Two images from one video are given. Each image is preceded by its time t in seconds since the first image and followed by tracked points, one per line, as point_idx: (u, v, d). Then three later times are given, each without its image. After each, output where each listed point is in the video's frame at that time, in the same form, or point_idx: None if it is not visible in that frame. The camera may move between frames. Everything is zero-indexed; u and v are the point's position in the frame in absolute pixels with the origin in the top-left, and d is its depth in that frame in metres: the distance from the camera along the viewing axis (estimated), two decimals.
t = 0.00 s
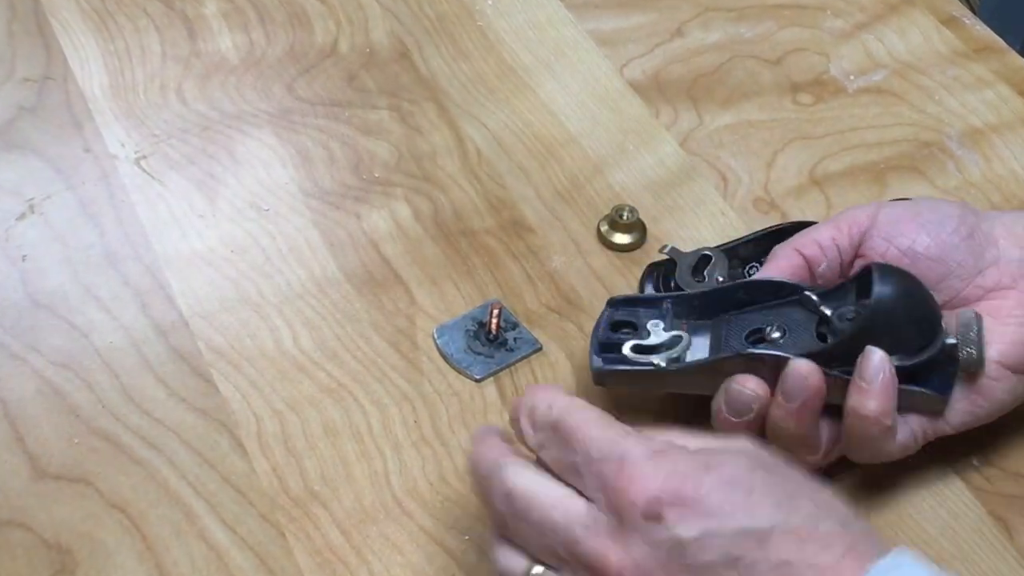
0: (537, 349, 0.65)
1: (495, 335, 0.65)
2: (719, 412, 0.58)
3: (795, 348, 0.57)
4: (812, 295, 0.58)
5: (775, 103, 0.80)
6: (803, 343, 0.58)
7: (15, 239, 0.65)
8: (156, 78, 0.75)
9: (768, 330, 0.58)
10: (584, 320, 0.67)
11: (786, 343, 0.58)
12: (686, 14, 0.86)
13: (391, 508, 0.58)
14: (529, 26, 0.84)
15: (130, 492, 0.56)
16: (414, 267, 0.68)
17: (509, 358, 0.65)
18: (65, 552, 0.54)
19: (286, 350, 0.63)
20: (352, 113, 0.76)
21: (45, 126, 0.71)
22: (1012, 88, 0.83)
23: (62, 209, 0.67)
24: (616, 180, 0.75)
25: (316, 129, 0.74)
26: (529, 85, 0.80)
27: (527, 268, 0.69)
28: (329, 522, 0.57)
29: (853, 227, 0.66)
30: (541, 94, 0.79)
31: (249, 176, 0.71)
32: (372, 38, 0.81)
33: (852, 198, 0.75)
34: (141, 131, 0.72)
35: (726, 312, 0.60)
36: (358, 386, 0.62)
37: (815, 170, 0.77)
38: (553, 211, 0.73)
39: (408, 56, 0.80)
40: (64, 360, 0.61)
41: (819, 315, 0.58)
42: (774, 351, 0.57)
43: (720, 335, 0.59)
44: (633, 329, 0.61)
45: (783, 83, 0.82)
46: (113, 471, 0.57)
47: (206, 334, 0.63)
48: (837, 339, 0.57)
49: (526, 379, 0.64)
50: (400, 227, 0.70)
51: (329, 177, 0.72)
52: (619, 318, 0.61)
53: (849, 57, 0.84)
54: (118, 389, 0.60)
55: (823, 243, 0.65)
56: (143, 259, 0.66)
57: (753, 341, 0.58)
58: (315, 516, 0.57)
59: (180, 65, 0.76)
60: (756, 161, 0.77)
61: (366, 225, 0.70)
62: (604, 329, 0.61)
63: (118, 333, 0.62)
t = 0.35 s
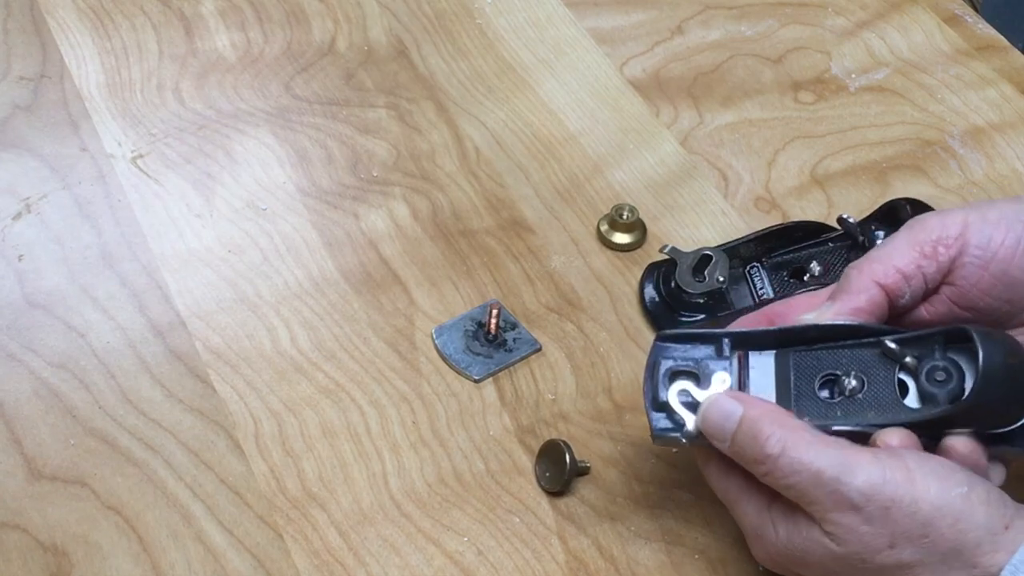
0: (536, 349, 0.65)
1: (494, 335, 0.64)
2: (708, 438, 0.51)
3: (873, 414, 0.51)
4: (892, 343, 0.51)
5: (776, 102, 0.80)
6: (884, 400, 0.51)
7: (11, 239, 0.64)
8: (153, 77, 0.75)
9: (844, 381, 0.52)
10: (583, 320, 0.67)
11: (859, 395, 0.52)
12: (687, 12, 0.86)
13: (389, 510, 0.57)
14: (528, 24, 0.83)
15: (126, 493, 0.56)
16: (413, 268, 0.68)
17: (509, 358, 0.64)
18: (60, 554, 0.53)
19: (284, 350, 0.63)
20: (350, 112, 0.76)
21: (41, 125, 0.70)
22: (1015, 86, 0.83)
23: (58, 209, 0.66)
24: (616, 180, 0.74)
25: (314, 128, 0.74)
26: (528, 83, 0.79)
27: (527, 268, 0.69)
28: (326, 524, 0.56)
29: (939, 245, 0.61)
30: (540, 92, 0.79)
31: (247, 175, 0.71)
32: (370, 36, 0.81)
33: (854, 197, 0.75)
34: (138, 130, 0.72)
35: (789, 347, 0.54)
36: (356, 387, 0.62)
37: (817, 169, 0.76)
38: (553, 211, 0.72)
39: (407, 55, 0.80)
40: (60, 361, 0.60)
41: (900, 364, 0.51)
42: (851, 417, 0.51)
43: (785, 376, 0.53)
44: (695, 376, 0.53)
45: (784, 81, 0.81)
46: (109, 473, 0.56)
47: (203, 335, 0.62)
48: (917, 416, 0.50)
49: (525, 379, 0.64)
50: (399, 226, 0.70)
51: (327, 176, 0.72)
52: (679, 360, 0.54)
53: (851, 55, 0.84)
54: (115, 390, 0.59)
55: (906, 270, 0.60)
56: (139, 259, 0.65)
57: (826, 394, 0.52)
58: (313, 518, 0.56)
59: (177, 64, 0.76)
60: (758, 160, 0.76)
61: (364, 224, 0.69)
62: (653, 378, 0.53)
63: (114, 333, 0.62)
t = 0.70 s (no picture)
0: (535, 350, 0.64)
1: (493, 336, 0.64)
2: (711, 475, 0.50)
3: (887, 472, 0.51)
4: (917, 405, 0.51)
5: (777, 101, 0.79)
6: (898, 459, 0.51)
7: (7, 238, 0.64)
8: (150, 75, 0.74)
9: (863, 434, 0.52)
10: (583, 320, 0.67)
11: (876, 451, 0.52)
12: (687, 10, 0.85)
13: (387, 511, 0.57)
14: (527, 23, 0.83)
15: (123, 494, 0.55)
16: (412, 268, 0.67)
17: (508, 359, 0.64)
18: (56, 555, 0.53)
19: (282, 350, 0.62)
20: (348, 110, 0.75)
21: (37, 124, 0.70)
22: (1017, 85, 0.82)
23: (54, 209, 0.66)
24: (616, 179, 0.74)
25: (312, 127, 0.74)
26: (528, 82, 0.79)
27: (526, 269, 0.69)
28: (324, 526, 0.56)
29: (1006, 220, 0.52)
30: (540, 90, 0.78)
31: (244, 175, 0.70)
32: (369, 35, 0.80)
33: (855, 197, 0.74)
34: (135, 129, 0.71)
35: (805, 391, 0.53)
36: (354, 387, 0.61)
37: (818, 168, 0.76)
38: (553, 210, 0.72)
39: (406, 54, 0.79)
40: (57, 361, 0.60)
41: (918, 426, 0.51)
42: (866, 472, 0.51)
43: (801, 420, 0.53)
44: (718, 417, 0.52)
45: (784, 80, 0.81)
46: (105, 474, 0.56)
47: (201, 334, 0.62)
48: (935, 484, 0.51)
49: (525, 380, 0.63)
50: (398, 226, 0.69)
51: (325, 175, 0.71)
52: (704, 400, 0.52)
53: (852, 54, 0.83)
54: (112, 391, 0.59)
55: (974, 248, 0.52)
56: (136, 258, 0.65)
57: (842, 445, 0.52)
58: (311, 519, 0.56)
59: (175, 62, 0.75)
60: (758, 160, 0.76)
61: (362, 224, 0.69)
62: (673, 405, 0.51)
63: (111, 333, 0.61)
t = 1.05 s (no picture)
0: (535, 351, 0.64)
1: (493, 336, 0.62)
2: (676, 496, 0.51)
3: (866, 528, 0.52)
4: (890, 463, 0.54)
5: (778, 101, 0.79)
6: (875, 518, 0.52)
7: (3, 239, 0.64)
8: (146, 74, 0.74)
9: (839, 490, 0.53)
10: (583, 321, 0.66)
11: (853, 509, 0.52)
12: (688, 7, 0.84)
13: (385, 513, 0.56)
14: (527, 20, 0.82)
15: (119, 496, 0.55)
16: (410, 268, 0.67)
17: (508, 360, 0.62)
18: (53, 557, 0.53)
19: (279, 351, 0.62)
20: (346, 109, 0.75)
21: (34, 124, 0.69)
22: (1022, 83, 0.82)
23: (50, 209, 0.66)
24: (616, 179, 0.74)
25: (310, 126, 0.73)
26: (527, 80, 0.78)
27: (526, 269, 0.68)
28: (322, 528, 0.55)
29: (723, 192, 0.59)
30: (539, 89, 0.78)
31: (241, 174, 0.70)
32: (367, 32, 0.79)
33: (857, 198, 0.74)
34: (131, 128, 0.71)
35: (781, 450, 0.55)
36: (352, 387, 0.61)
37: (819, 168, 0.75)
38: (553, 210, 0.71)
39: (404, 52, 0.79)
40: (52, 362, 0.59)
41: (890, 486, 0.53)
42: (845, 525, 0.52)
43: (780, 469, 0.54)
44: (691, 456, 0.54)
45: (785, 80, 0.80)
46: (102, 475, 0.56)
47: (198, 335, 0.62)
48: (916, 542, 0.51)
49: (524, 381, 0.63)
50: (396, 225, 0.69)
51: (323, 175, 0.71)
52: (675, 437, 0.55)
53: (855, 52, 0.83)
54: (108, 392, 0.59)
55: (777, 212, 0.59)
56: (132, 258, 0.64)
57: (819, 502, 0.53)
58: (309, 520, 0.55)
59: (171, 61, 0.75)
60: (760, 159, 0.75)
61: (360, 224, 0.68)
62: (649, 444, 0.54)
63: (107, 334, 0.61)
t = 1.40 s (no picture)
0: (534, 351, 0.63)
1: (491, 336, 0.63)
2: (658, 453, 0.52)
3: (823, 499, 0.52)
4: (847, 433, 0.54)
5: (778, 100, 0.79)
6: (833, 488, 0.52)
7: None
8: (143, 73, 0.74)
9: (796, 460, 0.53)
10: (582, 321, 0.66)
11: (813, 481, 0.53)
12: (687, 6, 0.84)
13: (384, 515, 0.56)
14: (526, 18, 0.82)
15: (115, 497, 0.54)
16: (408, 267, 0.67)
17: (507, 360, 0.63)
18: (48, 559, 0.52)
19: (277, 352, 0.61)
20: (344, 107, 0.74)
21: (29, 122, 0.69)
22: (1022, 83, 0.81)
23: (46, 208, 0.65)
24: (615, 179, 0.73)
25: (308, 125, 0.73)
26: (526, 79, 0.78)
27: (525, 269, 0.68)
28: (321, 529, 0.55)
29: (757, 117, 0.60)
30: (538, 88, 0.78)
31: (238, 174, 0.69)
32: (365, 31, 0.79)
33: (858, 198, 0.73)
34: (128, 127, 0.70)
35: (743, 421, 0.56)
36: (350, 388, 0.60)
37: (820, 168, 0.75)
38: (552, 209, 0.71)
39: (403, 51, 0.78)
40: (48, 362, 0.59)
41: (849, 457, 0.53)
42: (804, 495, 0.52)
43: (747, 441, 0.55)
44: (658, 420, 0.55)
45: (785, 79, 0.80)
46: (98, 477, 0.55)
47: (196, 335, 0.61)
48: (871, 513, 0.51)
49: (523, 381, 0.62)
50: (394, 225, 0.68)
51: (322, 174, 0.70)
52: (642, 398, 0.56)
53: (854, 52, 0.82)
54: (105, 393, 0.58)
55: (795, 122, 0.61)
56: (129, 258, 0.64)
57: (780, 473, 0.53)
58: (307, 522, 0.55)
59: (169, 60, 0.75)
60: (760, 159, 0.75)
61: (358, 223, 0.68)
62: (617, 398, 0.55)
63: (104, 335, 0.60)
